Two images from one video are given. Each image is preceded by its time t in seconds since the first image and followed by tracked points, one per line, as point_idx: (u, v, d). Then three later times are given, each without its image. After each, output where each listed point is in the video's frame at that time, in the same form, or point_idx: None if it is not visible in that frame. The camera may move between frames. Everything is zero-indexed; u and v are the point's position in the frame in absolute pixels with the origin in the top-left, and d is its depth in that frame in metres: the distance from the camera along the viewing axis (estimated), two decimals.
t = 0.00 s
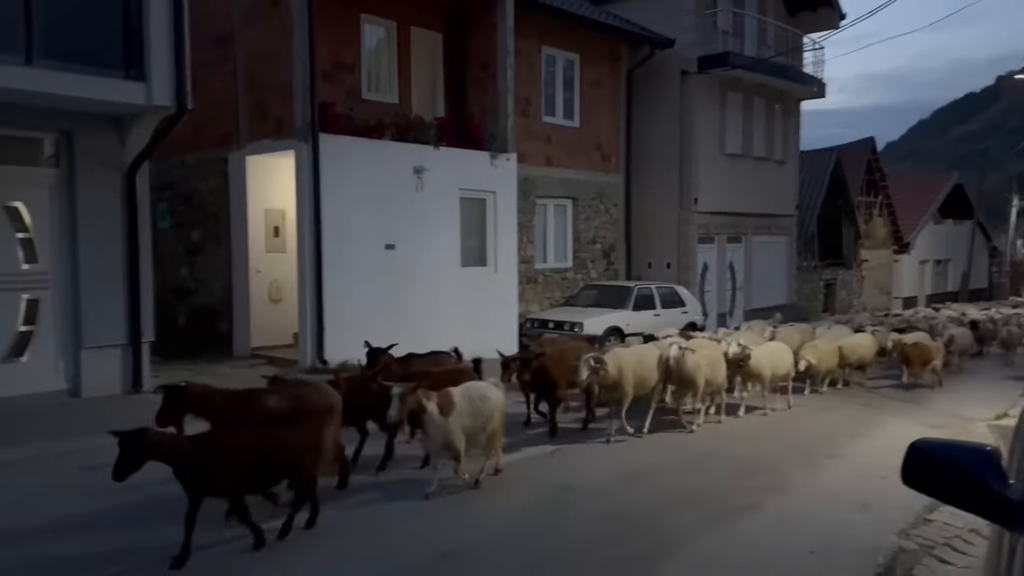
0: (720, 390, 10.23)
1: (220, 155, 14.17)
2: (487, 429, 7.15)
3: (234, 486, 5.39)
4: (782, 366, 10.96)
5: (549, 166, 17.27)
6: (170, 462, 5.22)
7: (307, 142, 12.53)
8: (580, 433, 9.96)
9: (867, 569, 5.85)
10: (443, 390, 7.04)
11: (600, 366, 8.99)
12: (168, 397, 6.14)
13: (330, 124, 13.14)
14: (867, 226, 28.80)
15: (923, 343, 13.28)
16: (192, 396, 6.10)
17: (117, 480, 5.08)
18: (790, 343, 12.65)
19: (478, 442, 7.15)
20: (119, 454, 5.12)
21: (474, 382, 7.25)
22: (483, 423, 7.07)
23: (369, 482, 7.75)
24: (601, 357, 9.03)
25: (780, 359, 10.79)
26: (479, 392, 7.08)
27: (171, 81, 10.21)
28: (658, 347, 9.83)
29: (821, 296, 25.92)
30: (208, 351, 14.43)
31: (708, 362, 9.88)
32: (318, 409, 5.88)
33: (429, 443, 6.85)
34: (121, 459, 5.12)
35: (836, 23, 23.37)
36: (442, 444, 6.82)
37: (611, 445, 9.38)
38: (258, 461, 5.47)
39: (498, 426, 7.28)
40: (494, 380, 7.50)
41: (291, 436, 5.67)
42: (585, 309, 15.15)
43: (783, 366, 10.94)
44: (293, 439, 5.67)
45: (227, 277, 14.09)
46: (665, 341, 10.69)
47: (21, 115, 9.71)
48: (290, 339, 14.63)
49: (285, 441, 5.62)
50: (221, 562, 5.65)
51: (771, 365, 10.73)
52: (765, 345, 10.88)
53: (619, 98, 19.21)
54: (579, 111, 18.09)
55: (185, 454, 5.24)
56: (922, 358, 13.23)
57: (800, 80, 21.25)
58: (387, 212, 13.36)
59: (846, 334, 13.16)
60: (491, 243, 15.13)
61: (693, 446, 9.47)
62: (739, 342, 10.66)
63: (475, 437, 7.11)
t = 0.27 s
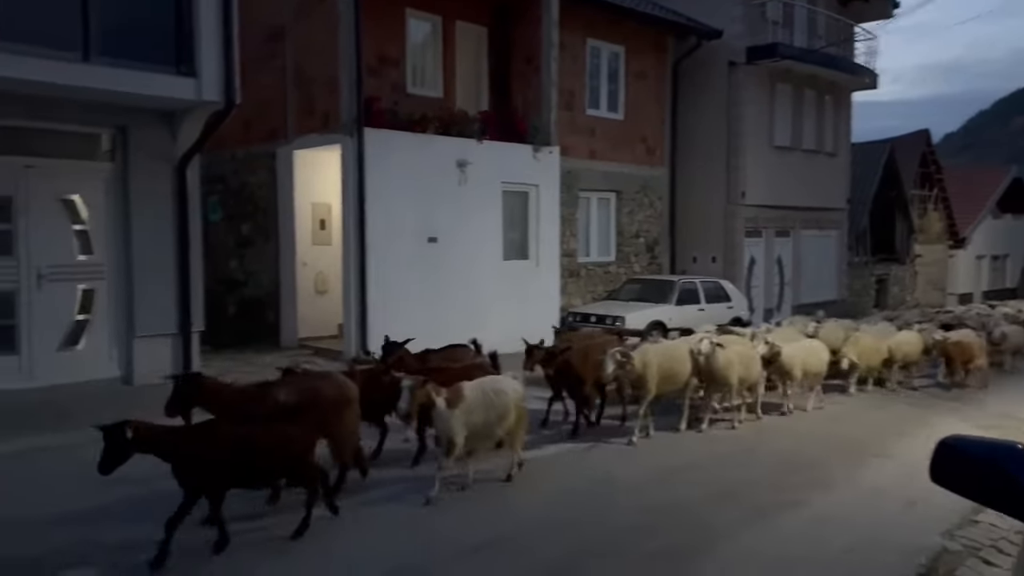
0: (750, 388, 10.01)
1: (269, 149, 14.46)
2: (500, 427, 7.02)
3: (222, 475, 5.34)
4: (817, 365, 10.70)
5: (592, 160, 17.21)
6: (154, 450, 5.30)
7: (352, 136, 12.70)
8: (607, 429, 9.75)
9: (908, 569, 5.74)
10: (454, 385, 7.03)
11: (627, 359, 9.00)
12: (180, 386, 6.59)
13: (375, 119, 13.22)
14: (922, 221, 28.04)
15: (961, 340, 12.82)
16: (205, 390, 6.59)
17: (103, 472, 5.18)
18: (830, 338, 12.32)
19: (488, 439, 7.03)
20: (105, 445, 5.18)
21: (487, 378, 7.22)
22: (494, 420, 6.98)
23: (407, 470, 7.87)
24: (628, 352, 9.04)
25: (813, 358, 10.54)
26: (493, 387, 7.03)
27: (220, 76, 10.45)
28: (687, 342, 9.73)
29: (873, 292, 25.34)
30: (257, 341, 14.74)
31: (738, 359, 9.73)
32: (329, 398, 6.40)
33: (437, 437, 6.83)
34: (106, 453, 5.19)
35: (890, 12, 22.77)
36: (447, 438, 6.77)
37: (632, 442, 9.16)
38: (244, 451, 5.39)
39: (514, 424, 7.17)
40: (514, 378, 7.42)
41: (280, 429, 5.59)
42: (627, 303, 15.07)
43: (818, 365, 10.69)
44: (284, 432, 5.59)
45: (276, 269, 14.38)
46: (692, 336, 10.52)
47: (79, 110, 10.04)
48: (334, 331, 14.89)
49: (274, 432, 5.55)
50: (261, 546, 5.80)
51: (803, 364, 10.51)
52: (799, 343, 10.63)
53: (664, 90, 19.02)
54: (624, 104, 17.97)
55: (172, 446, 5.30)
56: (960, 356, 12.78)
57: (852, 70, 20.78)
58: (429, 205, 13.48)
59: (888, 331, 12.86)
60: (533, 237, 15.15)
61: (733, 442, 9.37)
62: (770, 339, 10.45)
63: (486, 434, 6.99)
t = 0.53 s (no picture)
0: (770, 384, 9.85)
1: (302, 144, 14.67)
2: (504, 424, 6.93)
3: (196, 468, 5.27)
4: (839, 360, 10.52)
5: (623, 153, 17.13)
6: (126, 445, 5.29)
7: (383, 131, 12.83)
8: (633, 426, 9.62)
9: (931, 567, 5.64)
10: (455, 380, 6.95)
11: (639, 357, 8.72)
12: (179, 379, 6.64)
13: (406, 114, 13.30)
14: (963, 215, 27.42)
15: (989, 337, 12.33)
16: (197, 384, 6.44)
17: (74, 468, 5.17)
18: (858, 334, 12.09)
19: (491, 436, 6.93)
20: (76, 440, 5.20)
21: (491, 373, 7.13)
22: (497, 417, 6.89)
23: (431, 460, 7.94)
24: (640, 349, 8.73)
25: (834, 354, 10.34)
26: (495, 383, 6.94)
27: (252, 71, 10.62)
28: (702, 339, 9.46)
29: (911, 287, 24.88)
30: (291, 333, 14.97)
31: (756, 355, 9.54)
32: (326, 395, 6.26)
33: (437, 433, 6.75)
34: (77, 450, 5.20)
35: (931, 1, 22.27)
36: (450, 434, 6.70)
37: (657, 438, 9.09)
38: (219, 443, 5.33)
39: (518, 419, 7.10)
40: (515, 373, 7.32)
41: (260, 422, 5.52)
42: (658, 298, 14.99)
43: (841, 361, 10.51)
44: (261, 426, 5.49)
45: (309, 262, 14.60)
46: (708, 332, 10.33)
47: (117, 106, 10.30)
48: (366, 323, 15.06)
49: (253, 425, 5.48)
50: (285, 534, 5.91)
51: (823, 360, 10.29)
52: (819, 339, 10.43)
53: (698, 82, 18.84)
54: (656, 97, 17.86)
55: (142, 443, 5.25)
56: (988, 353, 12.28)
57: (891, 61, 20.38)
58: (460, 199, 13.57)
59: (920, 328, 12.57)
60: (563, 231, 15.15)
61: (760, 437, 9.28)
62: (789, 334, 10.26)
63: (489, 431, 6.90)
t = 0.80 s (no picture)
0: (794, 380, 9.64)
1: (338, 140, 14.84)
2: (506, 421, 6.77)
3: (182, 467, 5.18)
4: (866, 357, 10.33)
5: (658, 147, 17.02)
6: (104, 440, 5.14)
7: (418, 126, 12.93)
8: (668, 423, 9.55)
9: (964, 566, 5.55)
10: (454, 378, 6.74)
11: (655, 349, 8.53)
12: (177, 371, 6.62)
13: (440, 109, 13.37)
14: (1009, 208, 26.76)
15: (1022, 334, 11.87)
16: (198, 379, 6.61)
17: (51, 459, 5.04)
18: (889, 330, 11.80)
19: (494, 434, 6.76)
20: (54, 431, 5.07)
21: (491, 370, 6.92)
22: (500, 414, 6.72)
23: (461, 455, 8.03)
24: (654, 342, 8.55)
25: (859, 351, 10.13)
26: (497, 380, 6.76)
27: (289, 68, 10.77)
28: (718, 335, 9.26)
29: (954, 282, 24.35)
30: (327, 326, 15.16)
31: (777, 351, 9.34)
32: (326, 393, 6.40)
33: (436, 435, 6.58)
34: (54, 441, 5.06)
35: None
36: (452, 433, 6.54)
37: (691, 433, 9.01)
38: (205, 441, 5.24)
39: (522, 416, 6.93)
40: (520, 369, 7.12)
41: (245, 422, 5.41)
42: (693, 293, 14.87)
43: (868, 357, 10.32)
44: (250, 426, 5.39)
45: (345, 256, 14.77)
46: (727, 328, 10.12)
47: (157, 104, 10.54)
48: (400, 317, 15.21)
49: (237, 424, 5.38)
50: (318, 524, 6.03)
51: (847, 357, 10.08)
52: (843, 336, 10.21)
53: (735, 75, 18.64)
54: (692, 89, 17.70)
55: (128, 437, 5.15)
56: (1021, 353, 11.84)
57: (934, 51, 19.96)
58: (493, 193, 13.62)
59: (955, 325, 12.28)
60: (597, 225, 15.12)
61: (793, 433, 9.18)
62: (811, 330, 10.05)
63: (492, 429, 6.72)
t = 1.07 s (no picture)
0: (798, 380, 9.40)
1: (355, 137, 14.91)
2: (489, 426, 6.48)
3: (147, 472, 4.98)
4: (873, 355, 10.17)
5: (675, 142, 16.98)
6: (64, 443, 4.93)
7: (434, 123, 12.96)
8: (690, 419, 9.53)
9: (984, 563, 5.52)
10: (439, 377, 6.53)
11: (659, 346, 8.29)
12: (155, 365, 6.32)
13: (457, 106, 13.39)
14: None
15: None
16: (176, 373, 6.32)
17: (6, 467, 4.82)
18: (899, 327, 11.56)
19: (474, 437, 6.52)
20: (6, 437, 4.83)
21: (480, 371, 6.66)
22: (481, 419, 6.44)
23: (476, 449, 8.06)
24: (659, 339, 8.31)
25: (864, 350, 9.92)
26: (481, 384, 6.46)
27: (307, 66, 10.83)
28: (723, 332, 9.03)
29: (974, 278, 24.14)
30: (345, 322, 15.26)
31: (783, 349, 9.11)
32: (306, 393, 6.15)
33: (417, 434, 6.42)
34: (9, 447, 4.82)
35: None
36: (428, 436, 6.36)
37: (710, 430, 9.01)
38: (174, 443, 5.01)
39: (509, 421, 6.60)
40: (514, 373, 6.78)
41: (217, 422, 5.17)
42: (709, 289, 14.84)
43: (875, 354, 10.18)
44: (217, 429, 5.12)
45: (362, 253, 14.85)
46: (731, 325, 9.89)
47: (176, 102, 10.63)
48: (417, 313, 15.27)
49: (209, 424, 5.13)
50: (337, 518, 6.09)
51: (853, 357, 9.87)
52: (849, 334, 10.01)
53: (751, 69, 18.55)
54: (708, 84, 17.63)
55: (90, 439, 4.94)
56: None
57: (954, 45, 19.77)
58: (509, 190, 13.64)
59: (965, 322, 12.10)
60: (613, 221, 15.11)
61: (811, 430, 9.15)
62: (818, 327, 9.87)
63: (472, 433, 6.48)
